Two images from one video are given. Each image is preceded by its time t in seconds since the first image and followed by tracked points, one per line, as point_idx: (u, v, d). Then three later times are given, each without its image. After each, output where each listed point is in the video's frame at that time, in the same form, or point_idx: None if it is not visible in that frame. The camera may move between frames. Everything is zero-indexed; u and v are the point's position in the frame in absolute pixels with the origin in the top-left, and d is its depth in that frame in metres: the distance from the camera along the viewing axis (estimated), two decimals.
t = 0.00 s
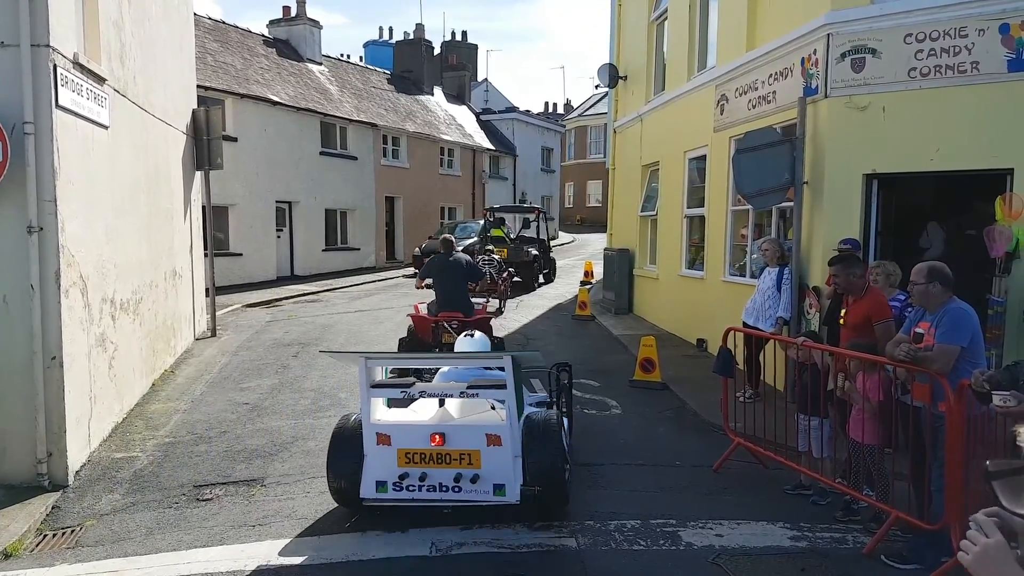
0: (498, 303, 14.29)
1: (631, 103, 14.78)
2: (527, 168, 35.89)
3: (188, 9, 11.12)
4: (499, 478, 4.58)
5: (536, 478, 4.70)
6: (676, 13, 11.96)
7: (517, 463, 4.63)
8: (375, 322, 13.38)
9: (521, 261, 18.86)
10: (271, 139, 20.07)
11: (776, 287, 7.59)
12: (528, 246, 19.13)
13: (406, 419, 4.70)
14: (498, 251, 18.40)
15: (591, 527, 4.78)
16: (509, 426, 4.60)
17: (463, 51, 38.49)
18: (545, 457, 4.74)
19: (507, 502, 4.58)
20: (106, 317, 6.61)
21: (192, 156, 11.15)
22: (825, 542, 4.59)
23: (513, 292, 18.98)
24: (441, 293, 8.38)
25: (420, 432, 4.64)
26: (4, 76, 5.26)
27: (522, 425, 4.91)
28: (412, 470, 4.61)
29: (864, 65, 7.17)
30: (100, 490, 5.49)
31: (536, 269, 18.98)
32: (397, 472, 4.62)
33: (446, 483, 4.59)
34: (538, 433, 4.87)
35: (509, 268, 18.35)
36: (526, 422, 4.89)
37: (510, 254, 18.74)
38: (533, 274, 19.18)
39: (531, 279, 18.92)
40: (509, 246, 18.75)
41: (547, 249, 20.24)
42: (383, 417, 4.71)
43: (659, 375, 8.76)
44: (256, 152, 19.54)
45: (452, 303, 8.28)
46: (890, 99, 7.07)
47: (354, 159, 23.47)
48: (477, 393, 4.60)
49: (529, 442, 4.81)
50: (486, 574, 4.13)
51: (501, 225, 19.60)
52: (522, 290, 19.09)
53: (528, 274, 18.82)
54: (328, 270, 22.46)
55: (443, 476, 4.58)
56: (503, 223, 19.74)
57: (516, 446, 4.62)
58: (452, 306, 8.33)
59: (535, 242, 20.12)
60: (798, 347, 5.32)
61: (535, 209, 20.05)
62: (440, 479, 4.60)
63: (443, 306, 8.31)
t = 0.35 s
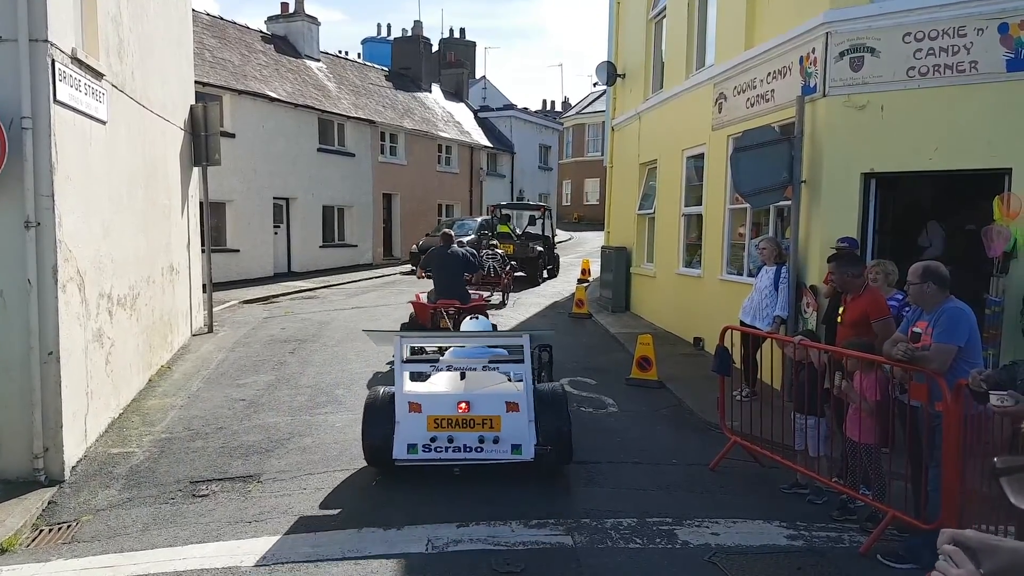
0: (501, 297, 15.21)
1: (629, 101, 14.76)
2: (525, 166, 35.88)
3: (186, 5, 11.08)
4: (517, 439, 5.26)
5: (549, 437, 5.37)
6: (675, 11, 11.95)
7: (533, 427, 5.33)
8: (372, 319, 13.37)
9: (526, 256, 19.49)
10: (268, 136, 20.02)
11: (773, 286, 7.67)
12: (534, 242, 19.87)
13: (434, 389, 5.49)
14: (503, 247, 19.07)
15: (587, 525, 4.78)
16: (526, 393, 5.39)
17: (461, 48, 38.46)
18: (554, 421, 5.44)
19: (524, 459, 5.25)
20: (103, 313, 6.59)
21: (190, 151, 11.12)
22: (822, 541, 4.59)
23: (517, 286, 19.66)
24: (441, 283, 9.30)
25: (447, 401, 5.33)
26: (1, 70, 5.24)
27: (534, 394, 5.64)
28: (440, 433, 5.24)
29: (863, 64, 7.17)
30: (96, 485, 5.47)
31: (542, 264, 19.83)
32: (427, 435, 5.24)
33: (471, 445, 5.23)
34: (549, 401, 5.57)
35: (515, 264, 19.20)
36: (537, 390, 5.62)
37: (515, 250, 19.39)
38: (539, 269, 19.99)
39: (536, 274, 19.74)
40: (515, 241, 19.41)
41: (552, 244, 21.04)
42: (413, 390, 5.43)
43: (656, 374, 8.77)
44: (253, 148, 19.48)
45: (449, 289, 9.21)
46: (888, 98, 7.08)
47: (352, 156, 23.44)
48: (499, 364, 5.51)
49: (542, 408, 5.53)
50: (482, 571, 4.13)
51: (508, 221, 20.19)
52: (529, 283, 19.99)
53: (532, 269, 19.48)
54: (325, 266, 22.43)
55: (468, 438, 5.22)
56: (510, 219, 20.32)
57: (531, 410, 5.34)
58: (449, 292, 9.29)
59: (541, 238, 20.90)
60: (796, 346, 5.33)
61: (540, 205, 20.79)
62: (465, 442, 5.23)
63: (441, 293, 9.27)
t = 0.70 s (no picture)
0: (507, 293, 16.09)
1: (629, 99, 14.76)
2: (524, 165, 35.86)
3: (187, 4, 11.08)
4: (521, 409, 6.13)
5: (549, 407, 6.34)
6: (675, 10, 11.94)
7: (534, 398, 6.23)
8: (372, 318, 13.36)
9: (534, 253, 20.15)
10: (269, 135, 20.01)
11: (774, 284, 7.66)
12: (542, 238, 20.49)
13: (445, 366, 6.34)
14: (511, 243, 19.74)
15: (589, 524, 4.78)
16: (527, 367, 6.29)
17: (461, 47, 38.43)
18: (554, 395, 6.38)
19: (527, 426, 6.13)
20: (105, 312, 6.60)
21: (191, 151, 11.12)
22: (823, 540, 4.59)
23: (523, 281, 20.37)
24: (444, 275, 9.52)
25: (460, 377, 6.21)
26: (3, 70, 5.25)
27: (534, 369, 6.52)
28: (454, 404, 6.10)
29: (863, 62, 7.16)
30: (97, 485, 5.47)
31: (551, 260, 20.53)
32: (442, 407, 6.09)
33: (481, 415, 6.11)
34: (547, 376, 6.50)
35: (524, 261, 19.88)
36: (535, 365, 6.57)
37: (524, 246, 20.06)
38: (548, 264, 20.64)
39: (545, 270, 20.38)
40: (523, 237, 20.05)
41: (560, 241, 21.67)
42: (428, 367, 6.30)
43: (657, 372, 8.77)
44: (254, 147, 19.47)
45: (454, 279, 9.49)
46: (889, 96, 7.07)
47: (353, 155, 23.42)
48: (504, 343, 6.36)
49: (541, 382, 6.44)
50: (483, 570, 4.13)
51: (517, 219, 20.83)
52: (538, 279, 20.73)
53: (539, 265, 20.14)
54: (325, 265, 22.42)
55: (479, 408, 6.09)
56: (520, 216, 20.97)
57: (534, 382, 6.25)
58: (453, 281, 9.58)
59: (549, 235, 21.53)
60: (797, 344, 5.32)
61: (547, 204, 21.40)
62: (476, 412, 6.11)
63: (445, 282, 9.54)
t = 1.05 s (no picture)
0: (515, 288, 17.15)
1: (630, 100, 14.76)
2: (526, 164, 35.86)
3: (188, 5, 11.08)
4: (518, 390, 6.77)
5: (542, 389, 7.09)
6: (676, 10, 11.92)
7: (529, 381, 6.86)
8: (374, 318, 13.37)
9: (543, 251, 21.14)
10: (270, 135, 20.01)
11: (775, 284, 7.66)
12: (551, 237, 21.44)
13: (448, 351, 6.98)
14: (520, 241, 20.72)
15: (590, 524, 4.78)
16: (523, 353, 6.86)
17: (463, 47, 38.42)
18: (545, 377, 7.14)
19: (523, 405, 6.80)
20: (106, 313, 6.61)
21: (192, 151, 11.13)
22: (824, 540, 4.59)
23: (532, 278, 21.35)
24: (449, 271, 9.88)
25: (461, 361, 6.79)
26: (3, 71, 5.26)
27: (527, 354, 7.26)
28: (456, 386, 6.69)
29: (863, 62, 7.16)
30: (98, 485, 5.48)
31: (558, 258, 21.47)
32: (445, 388, 6.68)
33: (481, 395, 6.73)
34: (539, 361, 7.25)
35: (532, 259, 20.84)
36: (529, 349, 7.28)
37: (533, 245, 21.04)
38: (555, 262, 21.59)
39: (553, 267, 21.33)
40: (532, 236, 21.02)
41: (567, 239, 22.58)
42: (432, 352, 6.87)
43: (658, 372, 8.76)
44: (255, 148, 19.48)
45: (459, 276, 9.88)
46: (889, 96, 7.06)
47: (354, 155, 23.42)
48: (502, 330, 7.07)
49: (534, 366, 7.18)
50: (484, 570, 4.13)
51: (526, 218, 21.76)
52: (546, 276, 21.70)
53: (547, 262, 21.12)
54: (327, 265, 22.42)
55: (479, 390, 6.71)
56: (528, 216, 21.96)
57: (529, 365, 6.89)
58: (459, 277, 9.98)
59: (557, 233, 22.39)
60: (797, 344, 5.31)
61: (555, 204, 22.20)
62: (476, 392, 6.73)
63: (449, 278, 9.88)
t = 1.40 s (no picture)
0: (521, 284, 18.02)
1: (630, 100, 14.75)
2: (526, 164, 35.87)
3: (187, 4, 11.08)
4: (509, 371, 7.56)
5: (530, 369, 7.92)
6: (676, 10, 11.92)
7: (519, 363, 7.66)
8: (373, 318, 13.36)
9: (549, 249, 22.05)
10: (270, 134, 20.01)
11: (774, 286, 7.66)
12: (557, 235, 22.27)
13: (446, 337, 7.68)
14: (528, 240, 21.64)
15: (588, 524, 4.78)
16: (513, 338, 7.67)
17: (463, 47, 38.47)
18: (533, 360, 7.96)
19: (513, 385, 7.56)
20: (103, 311, 6.60)
21: (191, 149, 11.12)
22: (821, 540, 4.58)
23: (538, 276, 22.27)
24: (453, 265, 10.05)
25: (459, 346, 7.57)
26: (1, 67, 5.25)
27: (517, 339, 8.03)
28: (454, 368, 7.47)
29: (863, 64, 7.15)
30: (96, 484, 5.48)
31: (564, 257, 22.31)
32: (444, 370, 7.45)
33: (476, 376, 7.51)
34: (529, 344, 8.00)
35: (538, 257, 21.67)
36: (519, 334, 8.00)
37: (540, 244, 21.92)
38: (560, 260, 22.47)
39: (558, 265, 22.14)
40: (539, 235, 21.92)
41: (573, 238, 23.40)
42: (432, 338, 7.62)
43: (657, 373, 8.75)
44: (254, 147, 19.47)
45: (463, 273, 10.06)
46: (888, 99, 7.06)
47: (354, 154, 23.43)
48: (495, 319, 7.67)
49: (523, 351, 8.00)
50: (482, 570, 4.12)
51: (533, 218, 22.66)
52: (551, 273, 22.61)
53: (553, 261, 22.02)
54: (326, 264, 22.42)
55: (474, 370, 7.50)
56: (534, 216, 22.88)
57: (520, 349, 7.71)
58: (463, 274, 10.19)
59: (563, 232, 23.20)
60: (796, 345, 5.31)
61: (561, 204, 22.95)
62: (472, 373, 7.51)
63: (453, 273, 10.06)
